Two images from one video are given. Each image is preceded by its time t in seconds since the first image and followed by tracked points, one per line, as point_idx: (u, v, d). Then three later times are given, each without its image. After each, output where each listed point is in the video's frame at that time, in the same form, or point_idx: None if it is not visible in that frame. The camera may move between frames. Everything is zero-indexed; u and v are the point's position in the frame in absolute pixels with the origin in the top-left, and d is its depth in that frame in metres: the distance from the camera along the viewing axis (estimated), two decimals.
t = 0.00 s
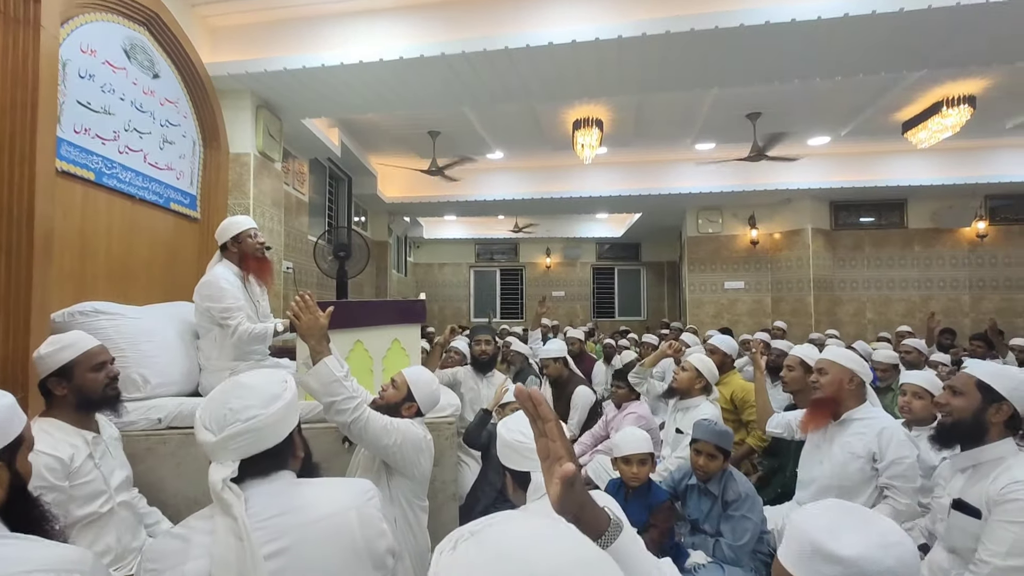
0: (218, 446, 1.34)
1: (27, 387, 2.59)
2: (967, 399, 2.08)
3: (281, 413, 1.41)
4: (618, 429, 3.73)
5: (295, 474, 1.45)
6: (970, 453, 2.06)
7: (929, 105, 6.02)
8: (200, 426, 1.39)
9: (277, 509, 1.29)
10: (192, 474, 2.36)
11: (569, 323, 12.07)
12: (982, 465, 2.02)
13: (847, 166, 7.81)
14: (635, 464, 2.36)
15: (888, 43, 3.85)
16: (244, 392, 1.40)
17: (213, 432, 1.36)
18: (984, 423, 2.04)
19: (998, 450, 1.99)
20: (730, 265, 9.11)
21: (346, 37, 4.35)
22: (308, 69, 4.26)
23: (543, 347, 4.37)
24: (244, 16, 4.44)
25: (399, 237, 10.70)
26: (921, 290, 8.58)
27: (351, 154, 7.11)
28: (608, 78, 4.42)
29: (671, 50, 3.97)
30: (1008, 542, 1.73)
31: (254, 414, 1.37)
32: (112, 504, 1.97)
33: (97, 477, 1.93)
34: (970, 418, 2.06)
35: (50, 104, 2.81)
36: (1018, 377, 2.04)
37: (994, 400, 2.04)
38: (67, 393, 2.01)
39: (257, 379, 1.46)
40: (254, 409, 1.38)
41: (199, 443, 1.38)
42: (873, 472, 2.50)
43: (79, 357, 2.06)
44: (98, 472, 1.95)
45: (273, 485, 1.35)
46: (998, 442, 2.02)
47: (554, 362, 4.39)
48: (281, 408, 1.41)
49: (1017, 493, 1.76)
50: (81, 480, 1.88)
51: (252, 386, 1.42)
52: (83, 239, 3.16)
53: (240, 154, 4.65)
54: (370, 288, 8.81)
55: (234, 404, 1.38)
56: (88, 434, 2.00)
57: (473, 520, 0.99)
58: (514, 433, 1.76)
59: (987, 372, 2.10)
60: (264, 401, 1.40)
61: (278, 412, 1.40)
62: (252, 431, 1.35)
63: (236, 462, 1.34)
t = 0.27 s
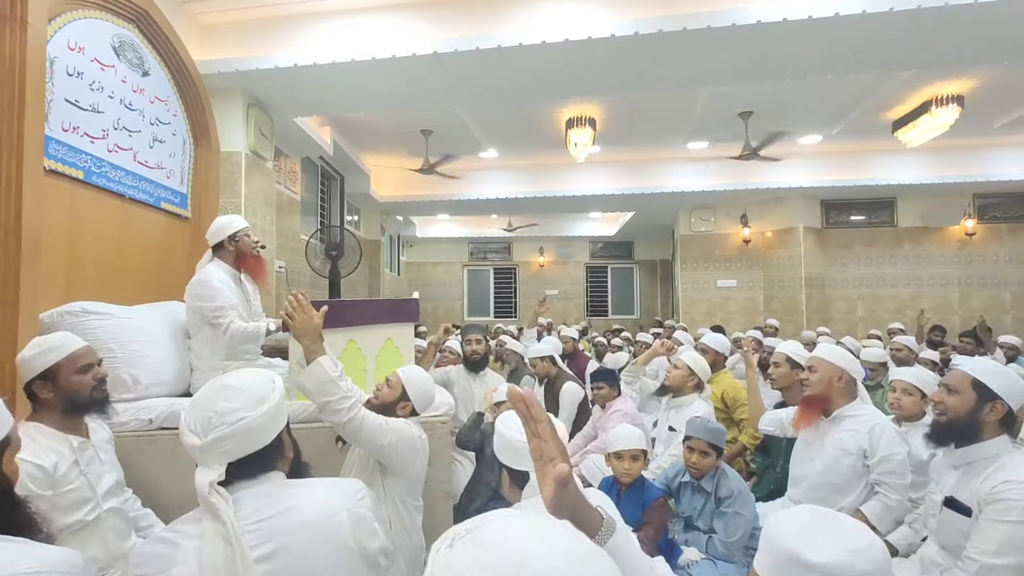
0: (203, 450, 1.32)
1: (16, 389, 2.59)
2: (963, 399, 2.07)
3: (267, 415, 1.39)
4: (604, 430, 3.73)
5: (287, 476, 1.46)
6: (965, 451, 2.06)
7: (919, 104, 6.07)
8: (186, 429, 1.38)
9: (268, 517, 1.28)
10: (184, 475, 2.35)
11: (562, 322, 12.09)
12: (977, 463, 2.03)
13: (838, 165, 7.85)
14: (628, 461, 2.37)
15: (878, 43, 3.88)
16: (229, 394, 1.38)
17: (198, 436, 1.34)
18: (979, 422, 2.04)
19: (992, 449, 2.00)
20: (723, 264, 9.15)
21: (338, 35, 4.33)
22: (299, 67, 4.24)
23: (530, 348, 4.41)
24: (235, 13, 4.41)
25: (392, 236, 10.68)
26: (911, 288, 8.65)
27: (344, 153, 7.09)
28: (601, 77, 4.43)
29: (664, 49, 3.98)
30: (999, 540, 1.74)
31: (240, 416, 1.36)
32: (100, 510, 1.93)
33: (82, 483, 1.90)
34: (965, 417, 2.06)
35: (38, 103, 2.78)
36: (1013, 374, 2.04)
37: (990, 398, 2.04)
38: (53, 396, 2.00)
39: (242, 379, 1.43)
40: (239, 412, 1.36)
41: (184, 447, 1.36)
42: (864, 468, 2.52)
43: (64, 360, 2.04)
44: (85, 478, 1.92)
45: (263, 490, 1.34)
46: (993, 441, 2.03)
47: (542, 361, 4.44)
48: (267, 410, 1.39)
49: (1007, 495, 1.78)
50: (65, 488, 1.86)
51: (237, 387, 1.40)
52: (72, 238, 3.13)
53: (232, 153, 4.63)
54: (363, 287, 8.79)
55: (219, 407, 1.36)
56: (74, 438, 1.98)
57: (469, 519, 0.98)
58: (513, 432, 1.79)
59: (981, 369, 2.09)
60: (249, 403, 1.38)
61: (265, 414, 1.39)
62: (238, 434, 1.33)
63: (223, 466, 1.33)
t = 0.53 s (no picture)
0: (208, 451, 1.34)
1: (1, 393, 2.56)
2: (963, 406, 2.06)
3: (274, 418, 1.40)
4: (592, 433, 3.76)
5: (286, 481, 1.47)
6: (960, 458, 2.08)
7: (907, 110, 6.13)
8: (191, 428, 1.39)
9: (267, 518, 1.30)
10: (174, 479, 2.33)
11: (555, 325, 12.10)
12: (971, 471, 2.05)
13: (827, 169, 7.92)
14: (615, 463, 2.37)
15: (866, 49, 3.92)
16: (236, 396, 1.39)
17: (204, 437, 1.35)
18: (978, 431, 2.04)
19: (990, 457, 2.01)
20: (714, 267, 9.19)
21: (330, 37, 4.32)
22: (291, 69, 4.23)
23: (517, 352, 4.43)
24: (227, 14, 4.39)
25: (384, 238, 10.66)
26: (899, 292, 8.72)
27: (336, 154, 7.07)
28: (593, 81, 4.45)
29: (656, 53, 4.00)
30: (989, 552, 1.76)
31: (245, 420, 1.37)
32: (80, 521, 1.88)
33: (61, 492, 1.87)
34: (963, 426, 2.06)
35: (25, 103, 2.76)
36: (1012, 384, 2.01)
37: (990, 408, 2.03)
38: (31, 402, 1.98)
39: (249, 381, 1.44)
40: (246, 415, 1.37)
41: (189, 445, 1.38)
42: (852, 470, 2.53)
43: (41, 364, 2.03)
44: (64, 488, 1.88)
45: (265, 488, 1.38)
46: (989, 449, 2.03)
47: (530, 364, 4.44)
48: (274, 414, 1.41)
49: (1001, 506, 1.80)
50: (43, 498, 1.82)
51: (243, 389, 1.41)
52: (60, 239, 3.11)
53: (222, 154, 4.61)
54: (354, 290, 8.76)
55: (226, 408, 1.37)
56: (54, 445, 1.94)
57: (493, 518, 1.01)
58: (523, 437, 1.73)
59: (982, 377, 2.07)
60: (255, 408, 1.39)
61: (271, 417, 1.40)
62: (244, 438, 1.35)
63: (226, 468, 1.36)
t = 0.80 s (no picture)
0: (223, 449, 1.33)
1: None
2: (958, 416, 2.05)
3: (291, 421, 1.40)
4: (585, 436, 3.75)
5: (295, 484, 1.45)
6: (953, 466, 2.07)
7: (899, 116, 6.17)
8: (207, 425, 1.38)
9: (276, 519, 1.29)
10: (164, 481, 2.32)
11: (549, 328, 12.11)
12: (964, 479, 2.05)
13: (820, 174, 7.97)
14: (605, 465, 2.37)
15: (859, 56, 3.94)
16: (255, 396, 1.39)
17: (220, 434, 1.35)
18: (971, 442, 2.04)
19: (982, 465, 2.01)
20: (708, 271, 9.22)
21: (325, 39, 4.32)
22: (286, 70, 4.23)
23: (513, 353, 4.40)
24: (221, 15, 4.38)
25: (379, 240, 10.65)
26: (892, 296, 8.77)
27: (331, 157, 7.06)
28: (588, 86, 4.47)
29: (651, 58, 4.02)
30: (978, 562, 1.76)
31: (262, 421, 1.36)
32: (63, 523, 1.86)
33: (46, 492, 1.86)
34: (958, 436, 2.05)
35: (15, 102, 2.74)
36: (1006, 393, 2.01)
37: (985, 419, 2.02)
38: (22, 399, 1.95)
39: (269, 381, 1.45)
40: (264, 415, 1.37)
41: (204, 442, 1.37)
42: (844, 472, 2.54)
43: (30, 359, 2.01)
44: (46, 488, 1.88)
45: (277, 489, 1.37)
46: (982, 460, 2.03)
47: (524, 367, 4.40)
48: (291, 416, 1.40)
49: (991, 516, 1.80)
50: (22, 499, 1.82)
51: (263, 390, 1.41)
52: (49, 239, 3.09)
53: (216, 155, 4.59)
54: (348, 292, 8.74)
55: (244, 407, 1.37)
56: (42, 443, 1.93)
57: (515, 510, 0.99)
58: (530, 440, 1.73)
59: (977, 386, 2.06)
60: (273, 410, 1.38)
61: (289, 420, 1.39)
62: (259, 438, 1.34)
63: (238, 468, 1.34)
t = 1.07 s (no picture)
0: (254, 444, 1.32)
1: None
2: (951, 423, 2.07)
3: (324, 425, 1.38)
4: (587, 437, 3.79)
5: (319, 485, 1.42)
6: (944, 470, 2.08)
7: (897, 121, 6.19)
8: (242, 418, 1.37)
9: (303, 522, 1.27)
10: (162, 481, 2.32)
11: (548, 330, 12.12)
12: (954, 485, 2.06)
13: (818, 179, 7.99)
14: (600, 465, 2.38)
15: (859, 60, 3.95)
16: (293, 397, 1.38)
17: (253, 429, 1.33)
18: (964, 447, 2.06)
19: (973, 470, 2.02)
20: (707, 274, 9.23)
21: (326, 42, 4.34)
22: (286, 73, 4.24)
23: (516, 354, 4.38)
24: (222, 17, 4.40)
25: (378, 242, 10.66)
26: (890, 300, 8.78)
27: (331, 158, 7.08)
28: (589, 89, 4.49)
29: (651, 62, 4.03)
30: (974, 566, 1.75)
31: (297, 421, 1.35)
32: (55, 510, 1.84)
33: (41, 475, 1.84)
34: (951, 441, 2.08)
35: (16, 103, 2.75)
36: (998, 399, 2.04)
37: (978, 425, 2.04)
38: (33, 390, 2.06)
39: (307, 383, 1.44)
40: (298, 417, 1.35)
41: (237, 435, 1.36)
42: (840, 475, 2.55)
43: (42, 353, 2.13)
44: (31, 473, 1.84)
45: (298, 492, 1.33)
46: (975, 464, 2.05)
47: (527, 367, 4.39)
48: (325, 420, 1.38)
49: (987, 521, 1.81)
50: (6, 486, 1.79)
51: (301, 391, 1.40)
52: (49, 239, 3.09)
53: (216, 156, 4.59)
54: (348, 294, 8.75)
55: (280, 406, 1.36)
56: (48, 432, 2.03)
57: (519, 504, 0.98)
58: (536, 441, 1.72)
59: (970, 392, 2.08)
60: (309, 412, 1.37)
61: (322, 425, 1.38)
62: (292, 438, 1.32)
63: (266, 464, 1.32)
